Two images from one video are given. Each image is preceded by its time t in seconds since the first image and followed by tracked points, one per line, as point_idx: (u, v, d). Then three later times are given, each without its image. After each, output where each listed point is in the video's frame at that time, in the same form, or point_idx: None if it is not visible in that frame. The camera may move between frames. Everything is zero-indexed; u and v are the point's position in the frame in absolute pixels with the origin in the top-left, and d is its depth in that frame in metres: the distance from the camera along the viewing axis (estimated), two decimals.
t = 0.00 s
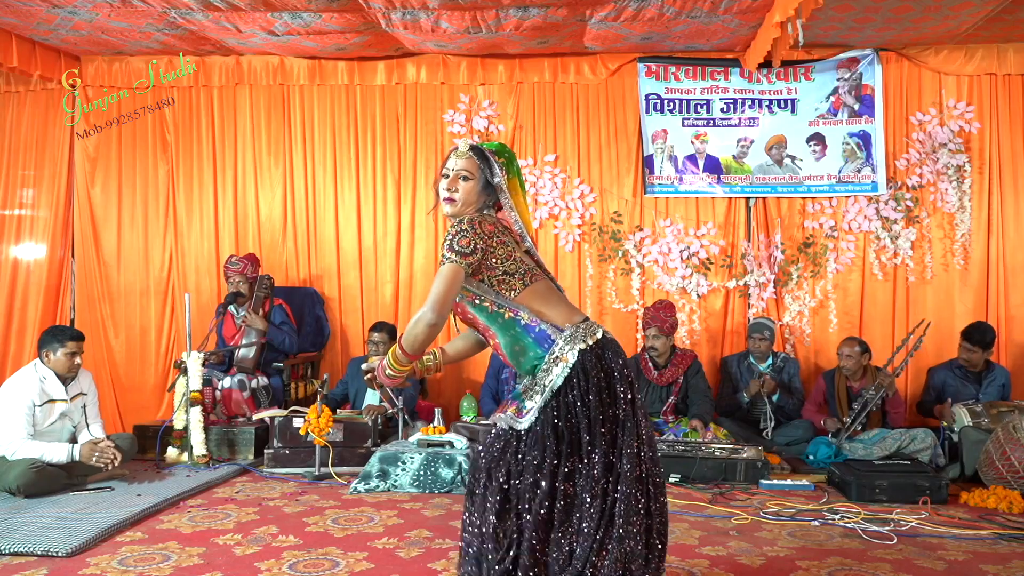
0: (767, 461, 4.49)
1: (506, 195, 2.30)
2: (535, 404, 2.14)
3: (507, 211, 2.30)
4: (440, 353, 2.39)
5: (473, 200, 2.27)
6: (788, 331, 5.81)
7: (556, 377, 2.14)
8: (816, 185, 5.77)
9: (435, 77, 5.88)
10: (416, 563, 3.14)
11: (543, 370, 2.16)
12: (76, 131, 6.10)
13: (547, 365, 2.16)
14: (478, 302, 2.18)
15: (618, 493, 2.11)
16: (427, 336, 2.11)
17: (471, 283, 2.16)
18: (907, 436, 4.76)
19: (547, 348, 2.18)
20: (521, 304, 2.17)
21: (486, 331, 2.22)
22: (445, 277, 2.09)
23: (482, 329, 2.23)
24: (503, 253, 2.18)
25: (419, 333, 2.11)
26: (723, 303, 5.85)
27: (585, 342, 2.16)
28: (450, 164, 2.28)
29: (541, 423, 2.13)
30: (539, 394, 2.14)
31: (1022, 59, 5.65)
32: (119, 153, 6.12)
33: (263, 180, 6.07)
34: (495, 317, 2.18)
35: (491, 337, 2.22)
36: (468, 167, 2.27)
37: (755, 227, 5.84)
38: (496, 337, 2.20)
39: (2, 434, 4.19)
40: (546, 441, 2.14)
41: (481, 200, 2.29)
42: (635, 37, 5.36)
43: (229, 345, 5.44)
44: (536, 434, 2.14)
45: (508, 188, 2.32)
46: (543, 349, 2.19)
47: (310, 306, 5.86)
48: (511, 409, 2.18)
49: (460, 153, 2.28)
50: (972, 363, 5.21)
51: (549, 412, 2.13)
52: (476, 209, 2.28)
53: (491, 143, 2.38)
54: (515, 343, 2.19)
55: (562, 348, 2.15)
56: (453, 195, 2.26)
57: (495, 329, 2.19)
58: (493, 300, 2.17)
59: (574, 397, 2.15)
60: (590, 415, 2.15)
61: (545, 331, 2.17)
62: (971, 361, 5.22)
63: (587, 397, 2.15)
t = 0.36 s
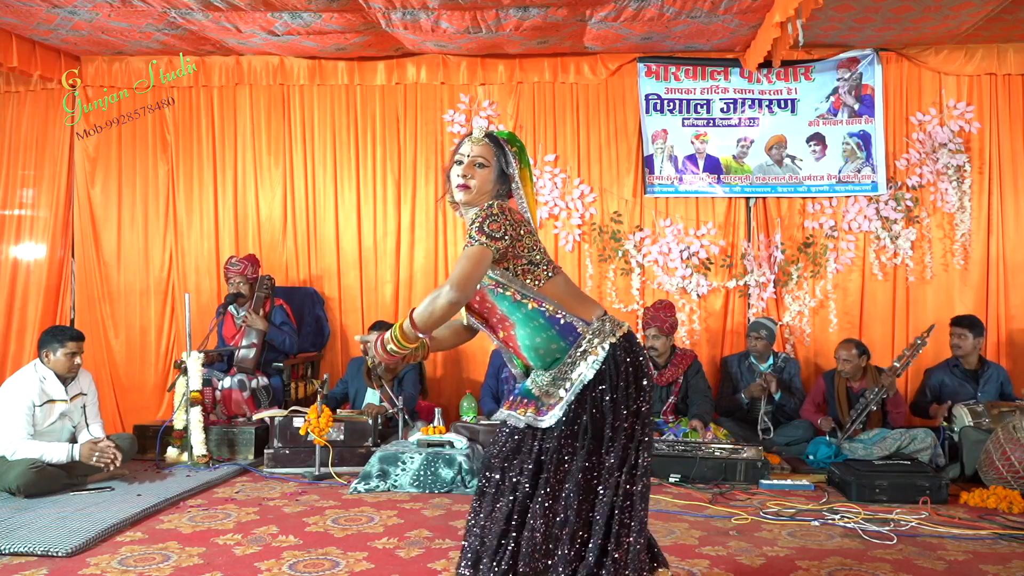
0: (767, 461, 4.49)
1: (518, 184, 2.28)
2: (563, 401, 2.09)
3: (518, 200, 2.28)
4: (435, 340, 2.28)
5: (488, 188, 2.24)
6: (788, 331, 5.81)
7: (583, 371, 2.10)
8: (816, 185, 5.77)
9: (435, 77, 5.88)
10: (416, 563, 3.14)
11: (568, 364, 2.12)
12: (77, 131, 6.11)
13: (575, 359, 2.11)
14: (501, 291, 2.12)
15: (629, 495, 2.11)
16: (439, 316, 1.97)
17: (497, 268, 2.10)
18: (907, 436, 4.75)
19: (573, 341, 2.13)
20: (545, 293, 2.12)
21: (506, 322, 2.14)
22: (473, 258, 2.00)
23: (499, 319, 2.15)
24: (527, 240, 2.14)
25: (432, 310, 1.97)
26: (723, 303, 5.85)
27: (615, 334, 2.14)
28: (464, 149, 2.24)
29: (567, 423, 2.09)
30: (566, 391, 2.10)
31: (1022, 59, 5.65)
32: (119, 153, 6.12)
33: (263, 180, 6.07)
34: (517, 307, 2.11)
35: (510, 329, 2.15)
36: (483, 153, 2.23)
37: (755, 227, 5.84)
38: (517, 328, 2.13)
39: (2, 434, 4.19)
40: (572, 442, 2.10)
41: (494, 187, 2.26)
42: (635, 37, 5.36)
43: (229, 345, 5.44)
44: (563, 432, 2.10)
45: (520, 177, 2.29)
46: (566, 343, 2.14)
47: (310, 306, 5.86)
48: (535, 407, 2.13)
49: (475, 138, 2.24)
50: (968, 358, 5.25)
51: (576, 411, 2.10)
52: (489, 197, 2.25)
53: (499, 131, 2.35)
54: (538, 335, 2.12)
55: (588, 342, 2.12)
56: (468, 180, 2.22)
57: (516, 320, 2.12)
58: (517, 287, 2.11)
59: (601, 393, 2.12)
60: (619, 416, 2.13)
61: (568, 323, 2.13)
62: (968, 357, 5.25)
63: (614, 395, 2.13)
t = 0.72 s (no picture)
0: (767, 461, 4.49)
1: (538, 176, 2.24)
2: (575, 410, 2.09)
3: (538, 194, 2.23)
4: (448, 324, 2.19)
5: (512, 179, 2.18)
6: (788, 331, 5.81)
7: (597, 383, 2.10)
8: (816, 185, 5.77)
9: (435, 77, 5.88)
10: (416, 563, 3.14)
11: (576, 374, 2.11)
12: (77, 131, 6.11)
13: (585, 369, 2.10)
14: (525, 287, 2.07)
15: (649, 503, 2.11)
16: (473, 296, 1.92)
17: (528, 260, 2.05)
18: (906, 436, 4.76)
19: (586, 350, 2.11)
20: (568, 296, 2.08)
21: (521, 319, 2.09)
22: (509, 243, 1.97)
23: (513, 316, 2.09)
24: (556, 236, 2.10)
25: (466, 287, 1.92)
26: (723, 303, 5.85)
27: (625, 349, 2.14)
28: (490, 138, 2.18)
29: (581, 432, 2.10)
30: (576, 400, 2.10)
31: (1022, 59, 5.65)
32: (119, 153, 6.12)
33: (264, 180, 6.07)
34: (537, 306, 2.07)
35: (521, 327, 2.10)
36: (508, 144, 2.18)
37: (755, 227, 5.84)
38: (531, 327, 2.09)
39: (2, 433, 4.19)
40: (592, 454, 2.09)
41: (519, 180, 2.20)
42: (635, 37, 5.36)
43: (229, 345, 5.44)
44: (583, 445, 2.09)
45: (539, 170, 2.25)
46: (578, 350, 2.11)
47: (310, 306, 5.86)
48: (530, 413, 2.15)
49: (501, 128, 2.18)
50: (966, 361, 5.25)
51: (591, 423, 2.09)
52: (512, 189, 2.19)
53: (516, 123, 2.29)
54: (551, 339, 2.09)
55: (603, 353, 2.11)
56: (495, 170, 2.16)
57: (532, 319, 2.08)
58: (542, 285, 2.06)
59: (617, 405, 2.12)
60: (641, 433, 2.13)
61: (586, 330, 2.09)
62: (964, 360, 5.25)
63: (636, 409, 2.13)
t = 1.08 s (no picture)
0: (767, 461, 4.49)
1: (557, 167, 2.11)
2: (615, 401, 1.97)
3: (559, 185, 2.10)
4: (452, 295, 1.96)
5: (534, 170, 2.05)
6: (788, 331, 5.81)
7: (632, 373, 1.98)
8: (816, 185, 5.77)
9: (435, 77, 5.89)
10: (416, 563, 3.14)
11: (611, 365, 1.99)
12: (77, 131, 6.11)
13: (620, 359, 1.99)
14: (558, 274, 1.93)
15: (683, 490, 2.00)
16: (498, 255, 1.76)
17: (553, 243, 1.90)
18: (906, 436, 4.75)
19: (619, 339, 2.00)
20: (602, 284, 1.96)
21: (551, 308, 1.95)
22: (542, 212, 1.83)
23: (541, 305, 1.95)
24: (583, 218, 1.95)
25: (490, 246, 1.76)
26: (723, 303, 5.85)
27: (657, 336, 2.04)
28: (511, 126, 2.05)
29: (619, 423, 1.98)
30: (612, 391, 1.98)
31: (1022, 58, 5.65)
32: (119, 153, 6.12)
33: (263, 180, 6.07)
34: (570, 293, 1.94)
35: (551, 316, 1.96)
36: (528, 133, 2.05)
37: (755, 227, 5.84)
38: (563, 317, 1.95)
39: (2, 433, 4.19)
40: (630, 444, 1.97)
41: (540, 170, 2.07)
42: (635, 37, 5.36)
43: (229, 345, 5.44)
44: (615, 436, 1.97)
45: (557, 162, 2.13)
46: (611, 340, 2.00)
47: (310, 306, 5.86)
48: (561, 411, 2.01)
49: (522, 116, 2.05)
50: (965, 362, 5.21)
51: (626, 414, 1.97)
52: (533, 180, 2.06)
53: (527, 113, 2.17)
54: (583, 329, 1.96)
55: (638, 341, 2.01)
56: (518, 159, 2.02)
57: (566, 308, 1.94)
58: (576, 272, 1.93)
59: (651, 390, 2.01)
60: (680, 420, 2.01)
61: (619, 319, 1.99)
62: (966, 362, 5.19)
63: (672, 394, 2.02)
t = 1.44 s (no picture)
0: (767, 461, 4.50)
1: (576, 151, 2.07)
2: (651, 393, 1.91)
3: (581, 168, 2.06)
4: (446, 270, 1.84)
5: (557, 154, 2.00)
6: (788, 331, 5.81)
7: (669, 362, 1.94)
8: (816, 185, 5.77)
9: (435, 77, 5.89)
10: (416, 563, 3.14)
11: (645, 357, 1.94)
12: (77, 131, 6.10)
13: (655, 350, 1.95)
14: (600, 258, 1.90)
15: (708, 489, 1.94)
16: (551, 206, 1.71)
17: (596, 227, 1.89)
18: (906, 436, 4.75)
19: (653, 329, 1.96)
20: (641, 273, 1.94)
21: (589, 295, 1.93)
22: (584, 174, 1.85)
23: (578, 293, 1.93)
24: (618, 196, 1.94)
25: (542, 197, 1.70)
26: (723, 303, 5.85)
27: (687, 327, 2.01)
28: (527, 113, 1.99)
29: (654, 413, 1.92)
30: (648, 382, 1.92)
31: (1022, 58, 5.65)
32: (119, 153, 6.12)
33: (264, 180, 6.07)
34: (611, 280, 1.92)
35: (588, 304, 1.94)
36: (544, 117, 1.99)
37: (755, 227, 5.84)
38: (602, 304, 1.93)
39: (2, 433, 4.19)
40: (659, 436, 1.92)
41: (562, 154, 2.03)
42: (635, 37, 5.36)
43: (229, 345, 5.44)
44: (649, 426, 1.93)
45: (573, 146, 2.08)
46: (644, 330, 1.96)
47: (310, 306, 5.86)
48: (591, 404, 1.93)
49: (535, 101, 1.99)
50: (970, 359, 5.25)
51: (661, 405, 1.92)
52: (557, 165, 2.01)
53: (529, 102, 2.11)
54: (620, 318, 1.93)
55: (670, 332, 1.98)
56: (541, 146, 1.97)
57: (605, 295, 1.92)
58: (617, 257, 1.91)
59: (685, 383, 1.96)
60: (710, 412, 1.99)
61: (654, 310, 1.96)
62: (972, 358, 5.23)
63: (704, 386, 1.99)
